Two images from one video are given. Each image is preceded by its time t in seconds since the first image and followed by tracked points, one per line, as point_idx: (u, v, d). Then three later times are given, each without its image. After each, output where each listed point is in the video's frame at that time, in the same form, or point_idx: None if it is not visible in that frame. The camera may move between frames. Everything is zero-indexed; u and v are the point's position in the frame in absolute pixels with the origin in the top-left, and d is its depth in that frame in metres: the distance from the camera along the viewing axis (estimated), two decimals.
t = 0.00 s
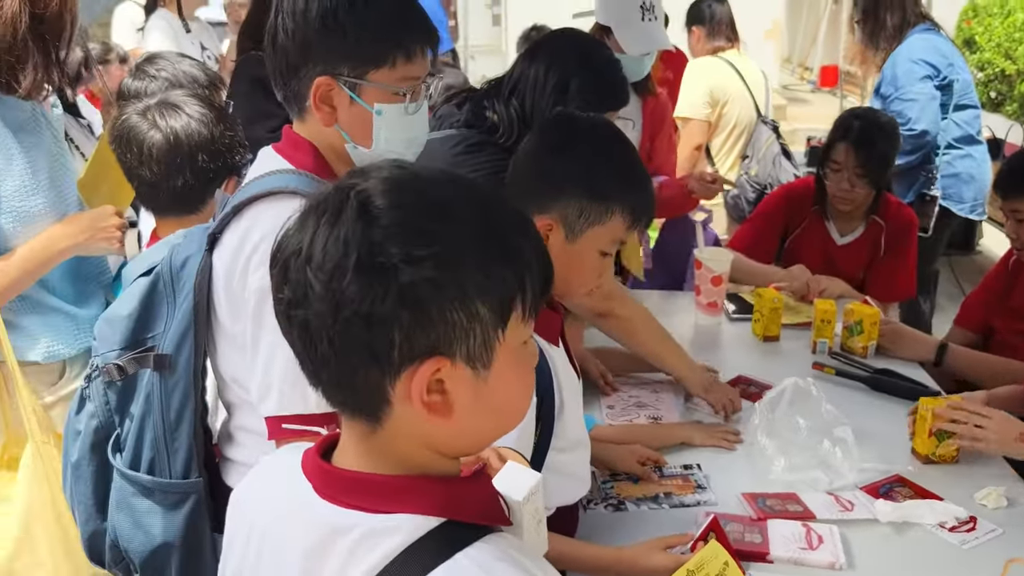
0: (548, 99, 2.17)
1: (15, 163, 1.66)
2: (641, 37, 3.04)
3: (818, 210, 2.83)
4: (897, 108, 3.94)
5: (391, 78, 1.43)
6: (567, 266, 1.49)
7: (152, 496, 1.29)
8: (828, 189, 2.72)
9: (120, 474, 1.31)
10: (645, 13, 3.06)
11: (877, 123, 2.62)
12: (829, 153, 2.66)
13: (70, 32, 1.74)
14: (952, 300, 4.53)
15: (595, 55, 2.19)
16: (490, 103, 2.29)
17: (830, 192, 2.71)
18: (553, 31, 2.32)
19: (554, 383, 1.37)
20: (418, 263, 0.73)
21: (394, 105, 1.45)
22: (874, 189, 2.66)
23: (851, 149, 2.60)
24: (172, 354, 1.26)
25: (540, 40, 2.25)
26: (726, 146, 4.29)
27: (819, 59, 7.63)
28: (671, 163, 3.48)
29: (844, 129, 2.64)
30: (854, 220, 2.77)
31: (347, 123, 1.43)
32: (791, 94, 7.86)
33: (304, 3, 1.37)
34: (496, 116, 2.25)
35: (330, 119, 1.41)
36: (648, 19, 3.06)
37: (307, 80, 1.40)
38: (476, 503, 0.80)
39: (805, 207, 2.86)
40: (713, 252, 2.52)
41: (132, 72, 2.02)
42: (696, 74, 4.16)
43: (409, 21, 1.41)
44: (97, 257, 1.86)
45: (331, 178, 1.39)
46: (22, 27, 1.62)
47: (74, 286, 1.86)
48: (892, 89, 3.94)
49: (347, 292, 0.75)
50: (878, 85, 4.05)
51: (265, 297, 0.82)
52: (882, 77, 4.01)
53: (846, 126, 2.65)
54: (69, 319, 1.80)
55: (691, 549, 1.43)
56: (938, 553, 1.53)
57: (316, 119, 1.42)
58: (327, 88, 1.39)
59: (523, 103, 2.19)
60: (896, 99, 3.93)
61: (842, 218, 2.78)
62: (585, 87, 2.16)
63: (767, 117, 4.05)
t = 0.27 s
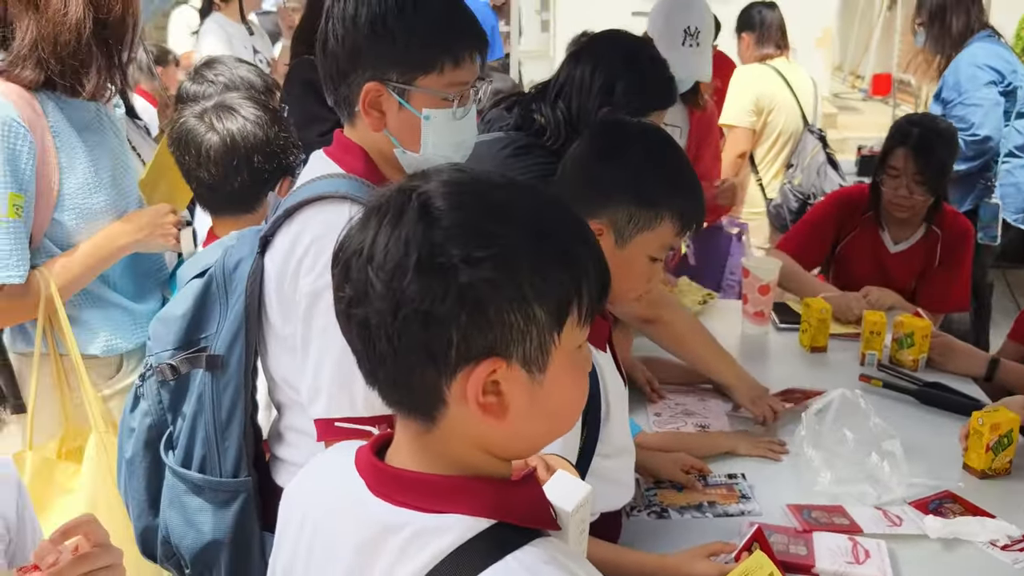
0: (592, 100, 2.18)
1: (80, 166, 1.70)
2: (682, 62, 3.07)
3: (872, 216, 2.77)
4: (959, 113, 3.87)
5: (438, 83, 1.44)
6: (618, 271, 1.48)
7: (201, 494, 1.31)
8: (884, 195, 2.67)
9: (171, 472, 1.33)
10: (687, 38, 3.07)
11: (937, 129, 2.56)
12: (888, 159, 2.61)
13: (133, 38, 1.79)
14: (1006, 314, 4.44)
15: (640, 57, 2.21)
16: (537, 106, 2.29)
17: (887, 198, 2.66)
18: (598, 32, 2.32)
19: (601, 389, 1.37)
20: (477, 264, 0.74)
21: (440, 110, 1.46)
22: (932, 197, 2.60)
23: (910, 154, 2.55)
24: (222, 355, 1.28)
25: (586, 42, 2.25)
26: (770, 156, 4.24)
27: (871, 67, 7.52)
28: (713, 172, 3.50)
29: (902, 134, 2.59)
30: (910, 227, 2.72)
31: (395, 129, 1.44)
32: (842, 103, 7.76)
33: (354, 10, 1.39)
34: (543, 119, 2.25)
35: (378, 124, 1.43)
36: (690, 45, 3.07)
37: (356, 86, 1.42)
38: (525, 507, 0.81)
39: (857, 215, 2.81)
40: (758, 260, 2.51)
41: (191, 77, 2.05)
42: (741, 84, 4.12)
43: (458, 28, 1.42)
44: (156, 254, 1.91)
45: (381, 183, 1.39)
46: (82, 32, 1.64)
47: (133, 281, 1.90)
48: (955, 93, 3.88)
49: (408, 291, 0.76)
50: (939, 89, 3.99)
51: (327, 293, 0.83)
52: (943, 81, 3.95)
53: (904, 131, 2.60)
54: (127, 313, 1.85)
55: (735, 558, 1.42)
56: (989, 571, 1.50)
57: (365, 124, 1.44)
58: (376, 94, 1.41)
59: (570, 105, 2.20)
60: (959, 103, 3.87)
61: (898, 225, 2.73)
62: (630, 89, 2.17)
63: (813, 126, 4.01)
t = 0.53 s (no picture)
0: (645, 101, 2.15)
1: (147, 166, 1.73)
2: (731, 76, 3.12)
3: (928, 227, 2.74)
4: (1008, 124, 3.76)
5: (494, 90, 1.45)
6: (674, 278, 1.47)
7: (257, 494, 1.33)
8: (941, 206, 2.63)
9: (228, 472, 1.35)
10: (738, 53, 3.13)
11: (999, 141, 2.52)
12: (947, 169, 2.56)
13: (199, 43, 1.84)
14: None
15: (692, 57, 2.18)
16: (585, 108, 2.27)
17: (943, 209, 2.62)
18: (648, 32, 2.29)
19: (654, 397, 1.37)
20: (546, 269, 0.75)
21: (498, 117, 1.45)
22: (991, 209, 2.56)
23: (971, 165, 2.51)
24: (279, 358, 1.30)
25: (637, 43, 2.23)
26: (818, 165, 4.18)
27: (926, 77, 7.40)
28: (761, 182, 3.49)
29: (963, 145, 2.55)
30: (966, 239, 2.68)
31: (452, 134, 1.44)
32: (895, 113, 7.64)
33: (413, 18, 1.42)
34: (591, 121, 2.24)
35: (434, 131, 1.44)
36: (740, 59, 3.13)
37: (415, 92, 1.43)
38: (583, 513, 0.81)
39: (913, 224, 2.78)
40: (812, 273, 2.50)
41: (251, 84, 2.07)
42: (789, 92, 4.09)
43: (513, 35, 1.44)
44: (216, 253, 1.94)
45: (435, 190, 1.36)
46: (142, 35, 1.67)
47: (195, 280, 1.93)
48: (1005, 104, 3.78)
49: (477, 294, 0.77)
50: (989, 100, 3.90)
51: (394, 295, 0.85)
52: (993, 92, 3.86)
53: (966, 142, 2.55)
54: (187, 311, 1.89)
55: (785, 570, 1.41)
56: None
57: (422, 131, 1.44)
58: (433, 100, 1.42)
59: (620, 107, 2.19)
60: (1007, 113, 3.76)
61: (953, 237, 2.69)
62: (683, 89, 2.15)
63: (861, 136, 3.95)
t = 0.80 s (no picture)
0: (695, 105, 2.14)
1: (208, 168, 1.76)
2: (790, 75, 3.04)
3: (978, 240, 2.70)
4: None
5: (548, 98, 1.45)
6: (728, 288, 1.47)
7: (310, 494, 1.35)
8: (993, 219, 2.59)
9: (282, 471, 1.38)
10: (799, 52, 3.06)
11: None
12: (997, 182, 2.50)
13: (264, 51, 1.89)
14: None
15: (742, 61, 2.15)
16: (633, 112, 2.25)
17: (995, 221, 2.58)
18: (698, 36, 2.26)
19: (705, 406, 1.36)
20: (613, 275, 0.77)
21: (552, 125, 1.46)
22: None
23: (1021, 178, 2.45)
24: (334, 360, 1.33)
25: (685, 47, 2.21)
26: (869, 177, 4.11)
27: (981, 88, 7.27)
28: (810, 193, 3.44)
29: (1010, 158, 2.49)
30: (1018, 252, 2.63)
31: (505, 141, 1.46)
32: (948, 124, 7.51)
33: (470, 26, 1.44)
34: (639, 126, 2.23)
35: (489, 138, 1.46)
36: (800, 59, 3.06)
37: (470, 100, 1.45)
38: (638, 519, 0.82)
39: (962, 237, 2.74)
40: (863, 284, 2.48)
41: (308, 92, 2.09)
42: (840, 105, 4.07)
43: (569, 44, 1.44)
44: (274, 254, 1.94)
45: (490, 197, 1.38)
46: (205, 43, 1.72)
47: (249, 277, 1.92)
48: None
49: (544, 299, 0.79)
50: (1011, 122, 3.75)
51: (460, 298, 0.86)
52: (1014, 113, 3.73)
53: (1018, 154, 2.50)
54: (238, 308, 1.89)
55: None
56: None
57: (476, 138, 1.46)
58: (489, 108, 1.44)
59: (668, 112, 2.18)
60: None
61: (1003, 250, 2.65)
62: (734, 91, 2.12)
63: (917, 147, 3.89)
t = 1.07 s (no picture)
0: (739, 115, 2.13)
1: (266, 167, 1.79)
2: (839, 83, 2.99)
3: None
4: None
5: (593, 103, 1.45)
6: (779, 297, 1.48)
7: (360, 493, 1.38)
8: None
9: (334, 470, 1.41)
10: (847, 60, 3.02)
11: None
12: None
13: (330, 60, 1.90)
14: None
15: (789, 69, 2.13)
16: (679, 121, 2.26)
17: None
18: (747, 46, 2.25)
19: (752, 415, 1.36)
20: (677, 282, 0.79)
21: (599, 130, 1.46)
22: None
23: None
24: (387, 362, 1.35)
25: (734, 56, 2.20)
26: (929, 190, 4.05)
27: None
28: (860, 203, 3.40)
29: None
30: None
31: (553, 148, 1.47)
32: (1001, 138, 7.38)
33: (519, 37, 1.47)
34: (686, 135, 2.23)
35: (537, 145, 1.47)
36: (849, 67, 3.01)
37: (520, 108, 1.48)
38: (691, 524, 0.83)
39: (1008, 252, 2.70)
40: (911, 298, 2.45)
41: (362, 101, 2.18)
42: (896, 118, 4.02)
43: (614, 49, 1.44)
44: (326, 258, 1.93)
45: (543, 205, 1.39)
46: (266, 51, 1.75)
47: (298, 278, 1.92)
48: None
49: (610, 304, 0.80)
50: None
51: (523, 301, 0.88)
52: None
53: None
54: (283, 306, 1.90)
55: None
56: None
57: (526, 145, 1.48)
58: (537, 116, 1.46)
59: (715, 121, 2.18)
60: None
61: None
62: (780, 99, 2.10)
63: (975, 158, 3.83)
